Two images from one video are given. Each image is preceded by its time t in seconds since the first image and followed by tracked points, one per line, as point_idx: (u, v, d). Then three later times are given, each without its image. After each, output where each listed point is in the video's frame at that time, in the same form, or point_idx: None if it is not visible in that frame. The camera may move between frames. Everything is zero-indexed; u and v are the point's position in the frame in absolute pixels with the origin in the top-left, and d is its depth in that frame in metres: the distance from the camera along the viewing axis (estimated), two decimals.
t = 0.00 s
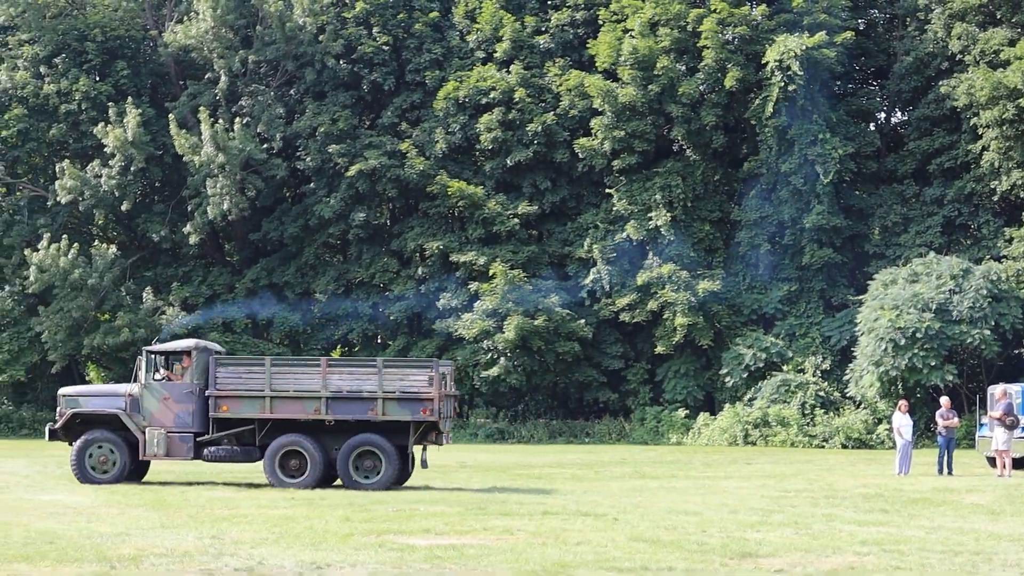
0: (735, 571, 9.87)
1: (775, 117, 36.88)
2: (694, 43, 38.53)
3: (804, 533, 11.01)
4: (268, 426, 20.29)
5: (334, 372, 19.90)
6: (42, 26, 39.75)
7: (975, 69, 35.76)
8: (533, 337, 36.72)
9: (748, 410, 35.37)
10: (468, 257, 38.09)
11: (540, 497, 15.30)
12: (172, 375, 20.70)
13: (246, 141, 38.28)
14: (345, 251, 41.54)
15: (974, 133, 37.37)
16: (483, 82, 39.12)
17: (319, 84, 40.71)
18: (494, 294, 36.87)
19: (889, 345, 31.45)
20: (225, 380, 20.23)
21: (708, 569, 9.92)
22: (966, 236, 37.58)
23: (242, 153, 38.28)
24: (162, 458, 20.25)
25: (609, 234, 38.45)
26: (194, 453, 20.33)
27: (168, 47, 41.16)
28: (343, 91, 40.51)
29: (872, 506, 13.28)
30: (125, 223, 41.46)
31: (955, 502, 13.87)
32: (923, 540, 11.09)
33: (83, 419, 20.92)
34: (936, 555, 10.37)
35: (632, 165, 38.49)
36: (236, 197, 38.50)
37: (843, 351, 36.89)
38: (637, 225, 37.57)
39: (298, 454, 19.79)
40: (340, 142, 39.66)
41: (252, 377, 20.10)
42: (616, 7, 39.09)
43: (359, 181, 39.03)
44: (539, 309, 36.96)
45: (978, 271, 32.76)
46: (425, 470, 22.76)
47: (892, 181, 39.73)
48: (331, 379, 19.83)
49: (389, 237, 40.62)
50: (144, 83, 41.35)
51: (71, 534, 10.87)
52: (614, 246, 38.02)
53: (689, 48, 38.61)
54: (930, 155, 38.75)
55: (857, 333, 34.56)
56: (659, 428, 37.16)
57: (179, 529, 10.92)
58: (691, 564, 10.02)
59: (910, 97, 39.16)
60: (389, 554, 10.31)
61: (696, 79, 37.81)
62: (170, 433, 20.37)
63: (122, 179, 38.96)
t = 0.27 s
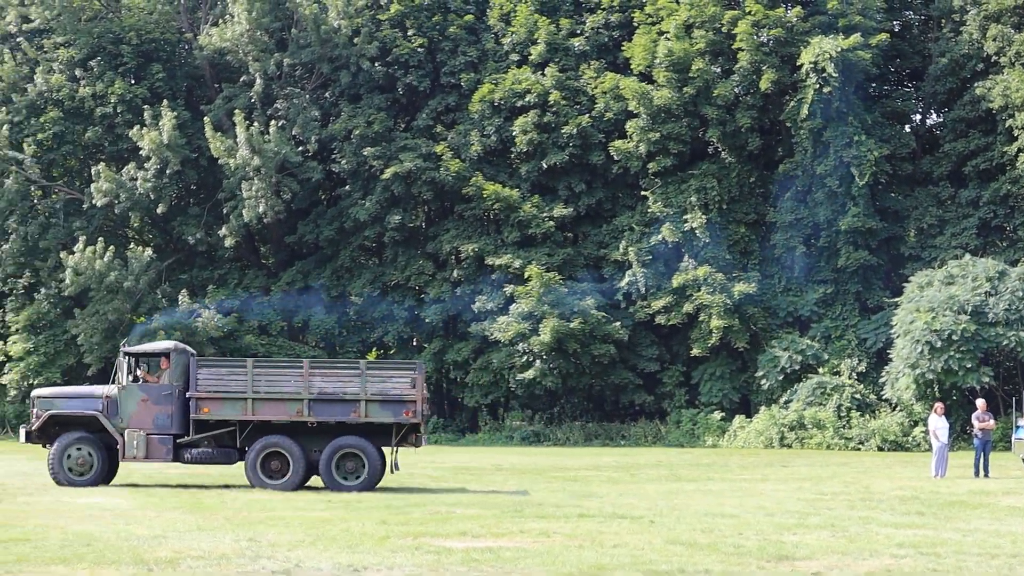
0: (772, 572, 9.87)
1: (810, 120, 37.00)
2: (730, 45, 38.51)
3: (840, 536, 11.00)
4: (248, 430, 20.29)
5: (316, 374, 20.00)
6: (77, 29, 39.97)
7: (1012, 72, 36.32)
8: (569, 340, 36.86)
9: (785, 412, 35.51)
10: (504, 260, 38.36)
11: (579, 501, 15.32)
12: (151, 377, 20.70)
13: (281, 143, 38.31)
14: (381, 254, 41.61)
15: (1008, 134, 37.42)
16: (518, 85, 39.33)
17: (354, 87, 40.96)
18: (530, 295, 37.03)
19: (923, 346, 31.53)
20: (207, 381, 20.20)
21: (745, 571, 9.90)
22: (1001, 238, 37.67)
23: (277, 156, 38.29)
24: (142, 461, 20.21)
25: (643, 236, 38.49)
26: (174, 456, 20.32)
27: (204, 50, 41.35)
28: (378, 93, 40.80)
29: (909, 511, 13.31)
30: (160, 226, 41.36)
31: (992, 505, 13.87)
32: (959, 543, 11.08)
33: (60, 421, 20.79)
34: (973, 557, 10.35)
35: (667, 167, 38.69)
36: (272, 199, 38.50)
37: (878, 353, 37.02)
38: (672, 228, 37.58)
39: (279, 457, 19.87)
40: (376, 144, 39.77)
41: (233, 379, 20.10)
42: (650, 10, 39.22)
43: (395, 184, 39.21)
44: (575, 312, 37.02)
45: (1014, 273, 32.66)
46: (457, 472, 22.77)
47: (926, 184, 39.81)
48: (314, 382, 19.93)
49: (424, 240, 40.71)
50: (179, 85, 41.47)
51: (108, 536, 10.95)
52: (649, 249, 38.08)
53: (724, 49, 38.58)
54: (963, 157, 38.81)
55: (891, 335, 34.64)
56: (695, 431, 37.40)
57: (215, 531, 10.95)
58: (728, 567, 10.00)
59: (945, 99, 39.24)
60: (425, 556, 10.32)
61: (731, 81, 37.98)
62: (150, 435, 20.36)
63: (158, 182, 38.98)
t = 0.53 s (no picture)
0: None
1: (843, 125, 36.98)
2: (763, 50, 38.37)
3: (876, 542, 10.99)
4: (238, 433, 20.44)
5: (306, 379, 20.21)
6: (111, 35, 40.07)
7: None
8: (601, 345, 36.93)
9: (818, 417, 35.52)
10: (536, 266, 38.39)
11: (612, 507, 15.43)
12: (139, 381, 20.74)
13: (313, 149, 38.44)
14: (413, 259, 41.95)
15: None
16: (551, 90, 39.29)
17: (387, 92, 41.15)
18: (564, 301, 37.15)
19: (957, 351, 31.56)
20: (197, 386, 20.24)
21: None
22: None
23: (310, 161, 38.54)
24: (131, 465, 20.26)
25: (677, 241, 38.59)
26: (162, 460, 20.42)
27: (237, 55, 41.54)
28: (411, 99, 41.04)
29: (945, 518, 13.34)
30: (194, 231, 41.68)
31: None
32: (994, 549, 11.05)
33: (46, 425, 20.71)
34: (1007, 563, 10.33)
35: (700, 172, 38.81)
36: (304, 204, 38.64)
37: (912, 358, 37.02)
38: (705, 233, 37.74)
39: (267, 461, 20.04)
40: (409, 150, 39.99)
41: (222, 383, 20.18)
42: (683, 15, 39.19)
43: (428, 189, 39.44)
44: (607, 317, 37.11)
45: None
46: (491, 476, 22.88)
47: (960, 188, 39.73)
48: (304, 386, 20.14)
49: (457, 245, 41.01)
50: (212, 91, 41.65)
51: (139, 542, 11.36)
52: (682, 254, 38.17)
53: (758, 54, 38.46)
54: (998, 162, 38.76)
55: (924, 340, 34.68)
56: (728, 436, 37.47)
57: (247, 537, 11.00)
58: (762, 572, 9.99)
59: (979, 103, 39.14)
60: (459, 561, 10.34)
61: (764, 86, 37.96)
62: (139, 439, 20.42)
63: (190, 188, 39.09)
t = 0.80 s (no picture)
0: None
1: (868, 130, 37.03)
2: (785, 56, 38.51)
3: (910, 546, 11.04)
4: (218, 444, 20.80)
5: (286, 387, 20.70)
6: (135, 46, 40.40)
7: None
8: (629, 353, 37.23)
9: (846, 422, 35.78)
10: (564, 273, 38.54)
11: (644, 514, 15.55)
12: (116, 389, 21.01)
13: (338, 158, 38.53)
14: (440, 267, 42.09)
15: None
16: (576, 98, 39.50)
17: (411, 101, 41.39)
18: (590, 308, 37.47)
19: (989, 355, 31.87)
20: (177, 395, 20.60)
21: None
22: None
23: (335, 170, 38.61)
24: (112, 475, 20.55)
25: (704, 246, 38.87)
26: (142, 470, 20.73)
27: (261, 65, 41.73)
28: (434, 107, 41.27)
29: (976, 522, 13.52)
30: (219, 242, 41.77)
31: None
32: None
33: (23, 436, 20.81)
34: None
35: (725, 178, 38.90)
36: (330, 215, 38.76)
37: (940, 362, 37.24)
38: (731, 239, 37.80)
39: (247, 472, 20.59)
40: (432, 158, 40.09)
41: (201, 393, 20.58)
42: (706, 21, 39.24)
43: (453, 198, 39.49)
44: (635, 324, 37.30)
45: None
46: (519, 484, 23.20)
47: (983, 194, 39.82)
48: (284, 395, 20.60)
49: (483, 253, 41.21)
50: (236, 101, 41.73)
51: (171, 552, 11.58)
52: (709, 259, 38.45)
53: (782, 60, 38.63)
54: None
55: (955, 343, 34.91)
56: (756, 442, 37.76)
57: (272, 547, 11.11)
58: None
59: (1005, 106, 39.23)
60: (491, 568, 10.41)
61: (788, 91, 38.09)
62: (118, 450, 20.72)
63: (216, 199, 39.16)
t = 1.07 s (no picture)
0: None
1: (1017, 145, 46.66)
2: (933, 71, 47.62)
3: None
4: (316, 455, 28.21)
5: (386, 402, 28.30)
6: (284, 60, 51.33)
7: None
8: (780, 368, 48.52)
9: (998, 440, 46.85)
10: (714, 288, 49.86)
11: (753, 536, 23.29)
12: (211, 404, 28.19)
13: (487, 173, 49.31)
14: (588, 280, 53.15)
15: None
16: (723, 113, 49.67)
17: (560, 115, 52.68)
18: (741, 323, 48.53)
19: None
20: (274, 407, 27.89)
21: None
22: None
23: (484, 183, 49.41)
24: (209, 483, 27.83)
25: (851, 263, 49.63)
26: (239, 479, 28.07)
27: (410, 80, 52.45)
28: (583, 120, 52.61)
29: None
30: (371, 255, 52.24)
31: None
32: None
33: (117, 445, 27.46)
34: None
35: (875, 193, 49.33)
36: (478, 228, 49.57)
37: None
38: (884, 255, 48.30)
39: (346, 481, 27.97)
40: (583, 172, 51.23)
41: (305, 408, 27.95)
42: (852, 40, 48.56)
43: (603, 212, 50.47)
44: (788, 341, 48.47)
45: None
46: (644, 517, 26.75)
47: None
48: (384, 408, 28.19)
49: (634, 267, 52.40)
50: (384, 115, 52.62)
51: None
52: (860, 275, 49.12)
53: (929, 75, 47.69)
54: None
55: None
56: (908, 459, 48.64)
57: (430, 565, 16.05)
58: None
59: None
60: None
61: (937, 108, 47.28)
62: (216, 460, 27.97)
63: (364, 211, 49.56)
